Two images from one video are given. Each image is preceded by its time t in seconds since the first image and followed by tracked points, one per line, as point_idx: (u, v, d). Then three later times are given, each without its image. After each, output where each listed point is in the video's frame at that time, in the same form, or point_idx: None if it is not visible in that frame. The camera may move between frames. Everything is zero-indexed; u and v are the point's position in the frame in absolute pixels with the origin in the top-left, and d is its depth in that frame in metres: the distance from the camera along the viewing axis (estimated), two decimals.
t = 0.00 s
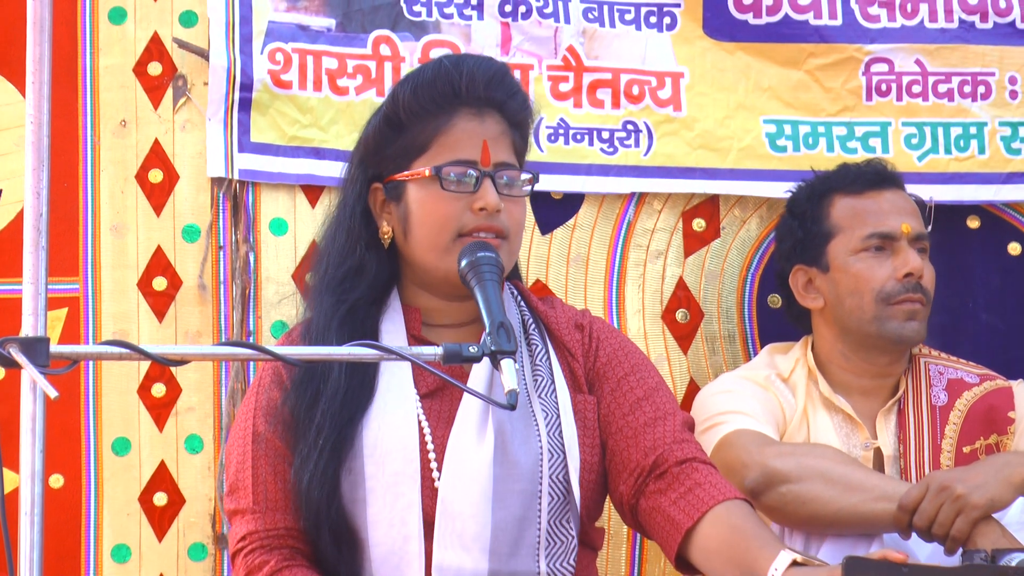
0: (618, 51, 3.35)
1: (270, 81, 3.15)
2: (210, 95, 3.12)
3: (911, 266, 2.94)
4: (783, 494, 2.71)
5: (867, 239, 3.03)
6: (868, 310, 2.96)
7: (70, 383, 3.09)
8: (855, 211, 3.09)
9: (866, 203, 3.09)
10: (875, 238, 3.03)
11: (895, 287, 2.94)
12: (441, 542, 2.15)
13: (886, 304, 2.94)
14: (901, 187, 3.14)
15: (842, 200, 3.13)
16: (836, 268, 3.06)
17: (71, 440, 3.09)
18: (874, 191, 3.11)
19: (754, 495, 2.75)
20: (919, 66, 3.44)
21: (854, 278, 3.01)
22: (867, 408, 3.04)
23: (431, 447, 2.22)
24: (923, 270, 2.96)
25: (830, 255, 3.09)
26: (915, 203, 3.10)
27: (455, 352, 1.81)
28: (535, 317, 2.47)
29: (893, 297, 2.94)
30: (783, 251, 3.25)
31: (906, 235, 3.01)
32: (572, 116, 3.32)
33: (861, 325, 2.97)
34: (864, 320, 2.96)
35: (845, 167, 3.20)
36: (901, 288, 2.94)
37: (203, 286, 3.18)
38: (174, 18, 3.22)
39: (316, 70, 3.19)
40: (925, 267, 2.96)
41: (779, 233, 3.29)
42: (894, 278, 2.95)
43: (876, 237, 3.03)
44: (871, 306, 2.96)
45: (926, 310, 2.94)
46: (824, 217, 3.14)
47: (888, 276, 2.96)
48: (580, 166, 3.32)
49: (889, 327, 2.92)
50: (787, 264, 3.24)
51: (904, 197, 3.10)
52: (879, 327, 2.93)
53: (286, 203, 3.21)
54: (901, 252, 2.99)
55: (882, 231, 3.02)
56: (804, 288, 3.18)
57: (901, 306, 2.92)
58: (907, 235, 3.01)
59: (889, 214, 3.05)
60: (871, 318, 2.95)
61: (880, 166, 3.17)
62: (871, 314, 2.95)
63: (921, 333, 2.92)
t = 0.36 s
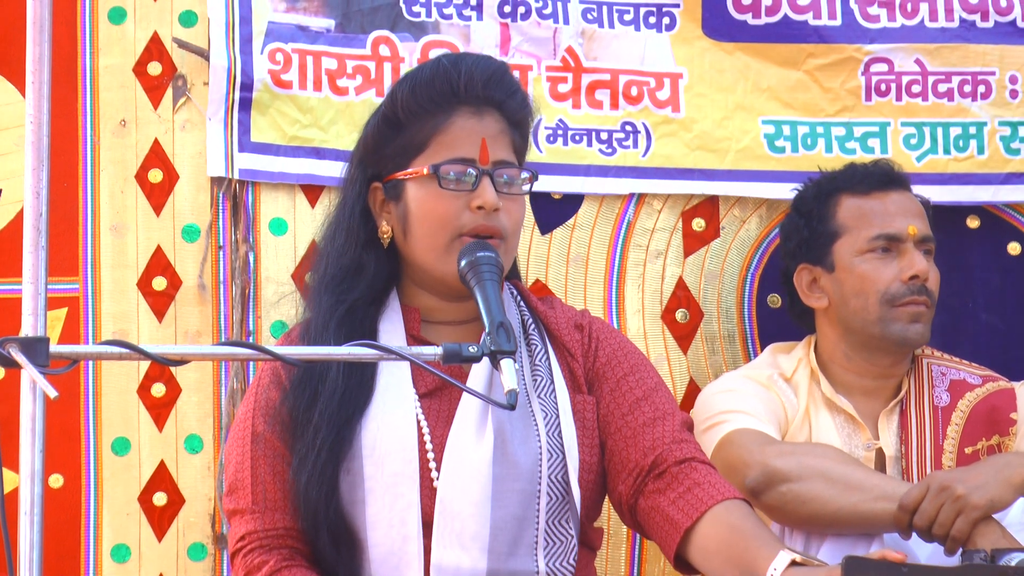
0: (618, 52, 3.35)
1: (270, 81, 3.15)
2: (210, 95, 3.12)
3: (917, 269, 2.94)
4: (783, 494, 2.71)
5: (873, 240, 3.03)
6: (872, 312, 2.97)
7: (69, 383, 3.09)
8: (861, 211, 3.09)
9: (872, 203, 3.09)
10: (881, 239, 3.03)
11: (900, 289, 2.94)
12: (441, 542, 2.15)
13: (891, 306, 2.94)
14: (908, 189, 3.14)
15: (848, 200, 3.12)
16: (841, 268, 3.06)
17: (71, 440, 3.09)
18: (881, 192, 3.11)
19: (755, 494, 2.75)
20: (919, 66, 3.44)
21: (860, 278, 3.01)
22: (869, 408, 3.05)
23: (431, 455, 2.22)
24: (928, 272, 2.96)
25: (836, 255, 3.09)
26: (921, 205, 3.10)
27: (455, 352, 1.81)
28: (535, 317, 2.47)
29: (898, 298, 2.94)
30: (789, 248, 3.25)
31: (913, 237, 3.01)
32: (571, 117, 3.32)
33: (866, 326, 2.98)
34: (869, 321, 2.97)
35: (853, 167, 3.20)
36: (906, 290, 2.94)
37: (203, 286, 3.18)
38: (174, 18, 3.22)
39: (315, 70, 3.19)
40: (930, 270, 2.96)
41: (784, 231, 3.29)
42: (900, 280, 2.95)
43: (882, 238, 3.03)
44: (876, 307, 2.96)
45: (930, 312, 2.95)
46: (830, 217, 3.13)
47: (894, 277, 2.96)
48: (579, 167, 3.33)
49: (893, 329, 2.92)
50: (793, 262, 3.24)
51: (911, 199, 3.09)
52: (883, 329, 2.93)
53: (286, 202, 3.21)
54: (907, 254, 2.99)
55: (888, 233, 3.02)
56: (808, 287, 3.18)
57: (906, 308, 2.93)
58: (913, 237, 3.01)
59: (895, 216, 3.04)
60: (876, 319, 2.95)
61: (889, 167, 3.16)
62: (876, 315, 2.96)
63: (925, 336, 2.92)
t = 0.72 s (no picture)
0: (617, 52, 3.35)
1: (270, 81, 3.15)
2: (210, 95, 3.12)
3: (940, 273, 2.93)
4: (787, 489, 2.72)
5: (897, 243, 3.03)
6: (893, 314, 2.96)
7: (69, 383, 3.09)
8: (885, 213, 3.08)
9: (896, 206, 3.09)
10: (904, 242, 3.02)
11: (922, 293, 2.94)
12: (441, 543, 2.15)
13: (913, 309, 2.94)
14: (933, 192, 3.13)
15: (873, 202, 3.12)
16: (864, 269, 3.06)
17: (71, 439, 3.09)
18: (906, 196, 3.10)
19: (760, 489, 2.78)
20: (918, 66, 3.44)
21: (881, 281, 3.01)
22: (887, 410, 3.04)
23: (431, 460, 2.21)
24: (951, 277, 2.95)
25: (859, 257, 3.08)
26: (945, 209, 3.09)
27: (454, 352, 1.81)
28: (534, 318, 2.47)
29: (919, 302, 2.93)
30: (813, 248, 3.24)
31: (937, 241, 3.00)
32: (571, 117, 3.32)
33: (886, 328, 2.97)
34: (889, 323, 2.96)
35: (879, 168, 3.19)
36: (928, 294, 2.93)
37: (203, 286, 3.18)
38: (174, 18, 3.22)
39: (315, 70, 3.19)
40: (953, 274, 2.95)
41: (809, 230, 3.28)
42: (922, 284, 2.95)
43: (905, 242, 3.02)
44: (897, 310, 2.96)
45: (951, 316, 2.93)
46: (855, 218, 3.13)
47: (915, 281, 2.96)
48: (579, 166, 3.33)
49: (914, 332, 2.91)
50: (816, 262, 3.23)
51: (937, 204, 3.08)
52: (904, 332, 2.93)
53: (286, 202, 3.21)
54: (930, 258, 2.98)
55: (912, 236, 3.02)
56: (831, 287, 3.17)
57: (927, 312, 2.92)
58: (936, 241, 3.00)
59: (920, 219, 3.04)
60: (896, 322, 2.95)
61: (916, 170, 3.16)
62: (896, 317, 2.95)
63: (944, 341, 2.92)
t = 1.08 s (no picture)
0: (617, 52, 3.35)
1: (270, 81, 3.15)
2: (210, 95, 3.12)
3: (970, 281, 2.90)
4: (798, 485, 2.75)
5: (928, 249, 2.99)
6: (923, 320, 2.94)
7: (69, 383, 3.09)
8: (919, 218, 3.05)
9: (929, 211, 3.05)
10: (936, 248, 2.99)
11: (952, 300, 2.91)
12: (441, 544, 2.15)
13: (942, 316, 2.91)
14: (968, 198, 3.08)
15: (906, 206, 3.08)
16: (895, 273, 3.02)
17: (71, 439, 3.09)
18: (939, 201, 3.06)
19: (771, 484, 2.80)
20: (918, 66, 3.44)
21: (911, 286, 2.97)
22: (912, 413, 3.02)
23: (431, 461, 2.21)
24: (982, 284, 2.92)
25: (890, 260, 3.05)
26: (980, 216, 3.05)
27: (454, 352, 1.82)
28: (531, 318, 2.46)
29: (949, 309, 2.91)
30: (845, 249, 3.21)
31: (968, 248, 2.97)
32: (571, 117, 3.32)
33: (914, 333, 2.95)
34: (918, 329, 2.94)
35: (914, 171, 3.14)
36: (957, 301, 2.90)
37: (203, 286, 3.18)
38: (174, 18, 3.22)
39: (315, 71, 3.19)
40: (984, 282, 2.92)
41: (841, 231, 3.25)
42: (952, 291, 2.92)
43: (936, 247, 2.99)
44: (926, 316, 2.93)
45: (981, 324, 2.91)
46: (888, 221, 3.09)
47: (945, 287, 2.93)
48: (579, 167, 3.33)
49: (942, 339, 2.89)
50: (848, 263, 3.20)
51: (970, 210, 3.04)
52: (931, 338, 2.91)
53: (286, 202, 3.21)
54: (962, 265, 2.95)
55: (943, 242, 2.98)
56: (861, 289, 3.14)
57: (955, 319, 2.90)
58: (969, 247, 2.97)
59: (953, 226, 3.00)
60: (925, 328, 2.93)
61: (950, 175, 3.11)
62: (926, 323, 2.93)
63: (973, 348, 2.89)
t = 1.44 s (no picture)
0: (618, 52, 3.35)
1: (270, 80, 3.15)
2: (210, 95, 3.12)
3: (983, 285, 2.90)
4: (801, 482, 2.76)
5: (942, 252, 2.99)
6: (935, 323, 2.94)
7: (69, 383, 3.09)
8: (933, 221, 3.04)
9: (943, 214, 3.04)
10: (950, 252, 2.98)
11: (965, 304, 2.91)
12: (441, 544, 2.15)
13: (954, 319, 2.91)
14: (983, 201, 3.08)
15: (921, 208, 3.07)
16: (908, 275, 3.02)
17: (71, 439, 3.09)
18: (954, 204, 3.05)
19: (774, 480, 2.81)
20: (919, 66, 3.44)
21: (925, 289, 2.97)
22: (923, 413, 3.02)
23: (430, 468, 2.20)
24: (995, 289, 2.92)
25: (904, 262, 3.04)
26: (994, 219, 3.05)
27: (454, 352, 1.82)
28: (524, 316, 2.43)
29: (962, 312, 2.91)
30: (858, 250, 3.20)
31: (982, 251, 2.96)
32: (571, 117, 3.32)
33: (927, 336, 2.95)
34: (930, 332, 2.94)
35: (929, 173, 3.13)
36: (970, 305, 2.91)
37: (202, 286, 3.18)
38: (174, 18, 3.22)
39: (315, 70, 3.19)
40: (997, 286, 2.92)
41: (856, 233, 3.24)
42: (965, 294, 2.92)
43: (950, 251, 2.98)
44: (939, 319, 2.93)
45: (993, 328, 2.91)
46: (902, 223, 3.09)
47: (959, 291, 2.93)
48: (579, 166, 3.33)
49: (954, 342, 2.89)
50: (860, 264, 3.19)
51: (986, 214, 3.03)
52: (944, 342, 2.91)
53: (286, 202, 3.21)
54: (975, 269, 2.95)
55: (957, 246, 2.98)
56: (874, 291, 3.13)
57: (968, 323, 2.90)
58: (983, 251, 2.96)
59: (967, 229, 3.00)
60: (937, 331, 2.93)
61: (966, 177, 3.09)
62: (938, 327, 2.93)
63: (985, 352, 2.89)
